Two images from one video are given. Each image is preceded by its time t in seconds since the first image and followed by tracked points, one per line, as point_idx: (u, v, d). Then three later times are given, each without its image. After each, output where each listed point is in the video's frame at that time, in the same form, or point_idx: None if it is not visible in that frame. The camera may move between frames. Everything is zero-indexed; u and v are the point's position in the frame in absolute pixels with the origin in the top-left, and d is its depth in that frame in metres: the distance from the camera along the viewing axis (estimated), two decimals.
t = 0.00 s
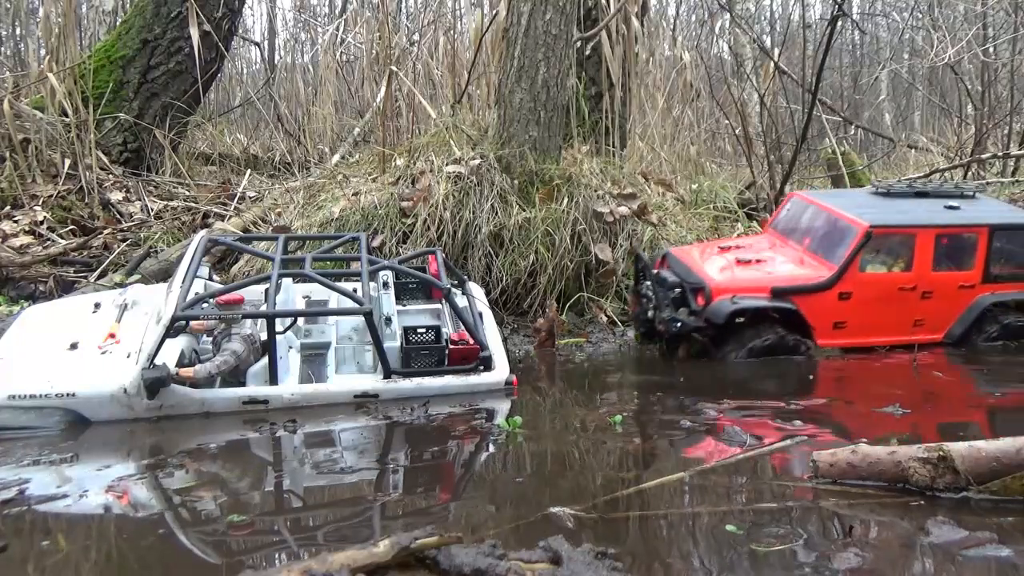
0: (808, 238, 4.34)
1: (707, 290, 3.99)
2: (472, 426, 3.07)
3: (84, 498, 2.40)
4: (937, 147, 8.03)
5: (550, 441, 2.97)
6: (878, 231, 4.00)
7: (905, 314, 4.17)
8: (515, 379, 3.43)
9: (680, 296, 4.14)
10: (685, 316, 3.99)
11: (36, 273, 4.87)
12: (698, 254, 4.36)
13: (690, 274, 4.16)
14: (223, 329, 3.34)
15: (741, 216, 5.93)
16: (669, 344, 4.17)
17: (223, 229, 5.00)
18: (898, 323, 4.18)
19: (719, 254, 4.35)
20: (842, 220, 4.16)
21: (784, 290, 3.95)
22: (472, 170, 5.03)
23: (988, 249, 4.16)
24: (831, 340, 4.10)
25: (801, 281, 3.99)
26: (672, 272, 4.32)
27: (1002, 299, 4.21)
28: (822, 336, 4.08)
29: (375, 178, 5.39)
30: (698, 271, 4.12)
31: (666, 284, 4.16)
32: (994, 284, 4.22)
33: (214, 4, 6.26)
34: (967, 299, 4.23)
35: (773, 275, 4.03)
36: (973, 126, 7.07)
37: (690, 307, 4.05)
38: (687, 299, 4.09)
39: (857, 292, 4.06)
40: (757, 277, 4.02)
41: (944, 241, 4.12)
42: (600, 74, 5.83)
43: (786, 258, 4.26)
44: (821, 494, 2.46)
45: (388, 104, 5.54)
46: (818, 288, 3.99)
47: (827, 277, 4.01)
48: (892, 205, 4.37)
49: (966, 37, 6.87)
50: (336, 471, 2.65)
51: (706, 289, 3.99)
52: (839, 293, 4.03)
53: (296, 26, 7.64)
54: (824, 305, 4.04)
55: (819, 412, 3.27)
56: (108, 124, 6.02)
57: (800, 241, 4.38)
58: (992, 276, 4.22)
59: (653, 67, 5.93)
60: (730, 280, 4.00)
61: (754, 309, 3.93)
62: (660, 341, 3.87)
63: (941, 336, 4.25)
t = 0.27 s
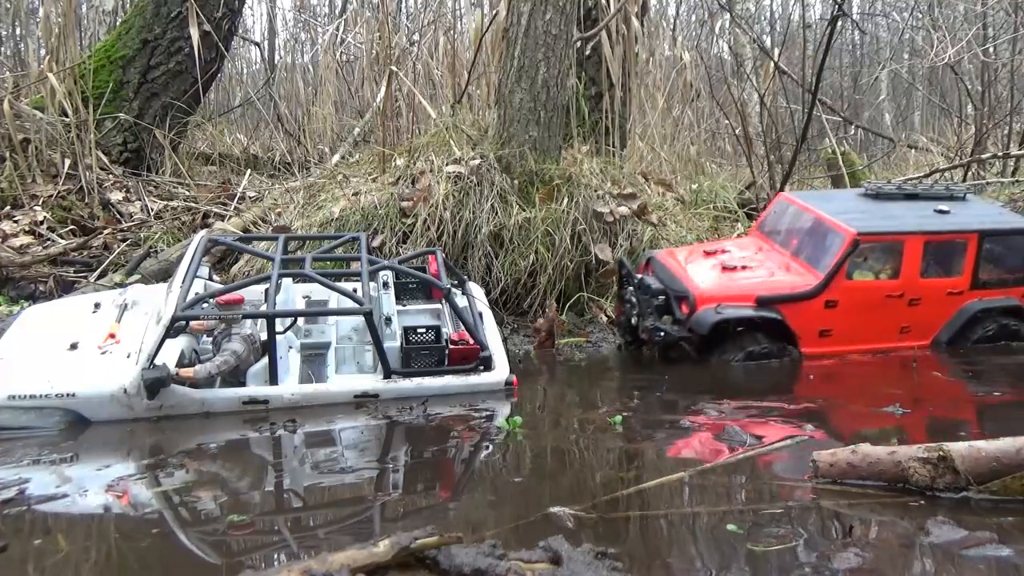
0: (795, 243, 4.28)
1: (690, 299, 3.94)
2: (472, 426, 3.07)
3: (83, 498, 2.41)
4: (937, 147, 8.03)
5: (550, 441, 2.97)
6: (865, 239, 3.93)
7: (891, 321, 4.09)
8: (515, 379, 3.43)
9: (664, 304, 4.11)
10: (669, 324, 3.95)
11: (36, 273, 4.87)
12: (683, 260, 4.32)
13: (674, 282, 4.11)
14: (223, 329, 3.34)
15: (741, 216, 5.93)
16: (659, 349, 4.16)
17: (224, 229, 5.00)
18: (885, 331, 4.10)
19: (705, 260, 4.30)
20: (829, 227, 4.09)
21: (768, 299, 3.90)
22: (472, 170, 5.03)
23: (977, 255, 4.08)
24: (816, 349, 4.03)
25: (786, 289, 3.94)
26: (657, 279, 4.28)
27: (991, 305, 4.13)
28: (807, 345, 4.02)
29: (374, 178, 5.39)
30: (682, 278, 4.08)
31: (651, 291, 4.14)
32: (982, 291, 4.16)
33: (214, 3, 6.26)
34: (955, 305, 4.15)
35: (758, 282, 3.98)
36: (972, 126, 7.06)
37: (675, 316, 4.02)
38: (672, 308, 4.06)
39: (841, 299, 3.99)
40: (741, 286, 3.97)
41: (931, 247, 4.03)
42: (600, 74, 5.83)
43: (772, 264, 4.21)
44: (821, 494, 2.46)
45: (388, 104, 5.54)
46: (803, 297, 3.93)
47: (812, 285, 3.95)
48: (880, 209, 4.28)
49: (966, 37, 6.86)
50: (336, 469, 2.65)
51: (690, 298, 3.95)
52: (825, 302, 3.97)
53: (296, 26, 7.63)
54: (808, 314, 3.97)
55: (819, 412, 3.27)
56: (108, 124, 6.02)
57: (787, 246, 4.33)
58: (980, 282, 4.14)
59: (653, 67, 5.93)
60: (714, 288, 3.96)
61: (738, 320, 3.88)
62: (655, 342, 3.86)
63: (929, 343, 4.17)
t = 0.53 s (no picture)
0: (781, 244, 4.25)
1: (676, 302, 3.90)
2: (472, 426, 3.07)
3: (83, 497, 2.41)
4: (937, 147, 8.03)
5: (549, 440, 2.96)
6: (853, 242, 3.91)
7: (879, 326, 4.09)
8: (516, 378, 3.43)
9: (648, 306, 4.06)
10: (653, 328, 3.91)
11: (36, 273, 4.87)
12: (668, 262, 4.27)
13: (659, 284, 4.07)
14: (223, 329, 3.34)
15: (741, 216, 5.93)
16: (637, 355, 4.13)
17: (224, 229, 5.00)
18: (872, 336, 4.10)
19: (690, 262, 4.27)
20: (817, 228, 4.06)
21: (754, 302, 3.88)
22: (472, 170, 5.03)
23: (966, 260, 4.06)
24: (803, 353, 4.03)
25: (772, 291, 3.92)
26: (641, 281, 4.22)
27: (977, 310, 4.15)
28: (794, 349, 4.01)
29: (375, 178, 5.38)
30: (667, 281, 4.03)
31: (635, 293, 4.08)
32: (969, 296, 4.16)
33: (214, 4, 6.26)
34: (942, 310, 4.15)
35: (744, 285, 3.96)
36: (972, 126, 7.06)
37: (660, 319, 3.97)
38: (656, 310, 4.01)
39: (829, 305, 3.97)
40: (728, 289, 3.94)
41: (920, 252, 4.01)
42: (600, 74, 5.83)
43: (757, 266, 4.18)
44: (821, 494, 2.45)
45: (388, 104, 5.54)
46: (790, 300, 3.91)
47: (800, 288, 3.92)
48: (868, 210, 4.24)
49: (966, 37, 6.86)
50: (336, 469, 2.65)
51: (675, 300, 3.90)
52: (813, 306, 3.95)
53: (296, 26, 7.62)
54: (795, 318, 3.96)
55: (819, 412, 3.27)
56: (108, 124, 6.02)
57: (772, 247, 4.29)
58: (968, 286, 4.14)
59: (653, 67, 5.92)
60: (700, 290, 3.92)
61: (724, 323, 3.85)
62: (651, 343, 3.88)
63: (915, 347, 4.19)
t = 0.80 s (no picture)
0: (765, 246, 4.26)
1: (660, 300, 3.90)
2: (471, 426, 3.07)
3: (84, 497, 2.41)
4: (938, 147, 8.02)
5: (550, 440, 2.96)
6: (838, 242, 3.92)
7: (865, 329, 4.09)
8: (516, 378, 3.43)
9: (632, 306, 4.05)
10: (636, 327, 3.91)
11: (36, 273, 4.87)
12: (652, 262, 4.26)
13: (642, 283, 4.06)
14: (223, 329, 3.34)
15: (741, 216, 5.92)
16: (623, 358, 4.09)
17: (223, 229, 5.01)
18: (858, 338, 4.09)
19: (673, 262, 4.26)
20: (801, 229, 4.08)
21: (738, 301, 3.87)
22: (472, 170, 5.03)
23: (950, 262, 4.08)
24: (788, 355, 4.02)
25: (757, 291, 3.91)
26: (625, 280, 4.21)
27: (961, 314, 4.16)
28: (778, 351, 4.01)
29: (375, 178, 5.38)
30: (652, 279, 4.02)
31: (618, 292, 4.08)
32: (954, 299, 4.17)
33: (214, 4, 6.26)
34: (927, 313, 4.16)
35: (729, 284, 3.95)
36: (972, 126, 7.06)
37: (643, 318, 3.96)
38: (640, 309, 4.00)
39: (815, 305, 3.97)
40: (711, 288, 3.93)
41: (904, 254, 4.02)
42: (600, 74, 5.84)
43: (742, 267, 4.18)
44: (821, 493, 2.45)
45: (388, 104, 5.54)
46: (774, 300, 3.90)
47: (784, 288, 3.92)
48: (853, 213, 4.25)
49: (966, 37, 6.86)
50: (336, 469, 2.65)
51: (660, 299, 3.89)
52: (797, 306, 3.94)
53: (296, 26, 7.62)
54: (780, 318, 3.95)
55: (819, 412, 3.28)
56: (108, 124, 6.02)
57: (757, 250, 4.30)
58: (952, 290, 4.15)
59: (653, 67, 5.92)
60: (684, 289, 3.92)
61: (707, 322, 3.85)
62: (646, 339, 3.88)
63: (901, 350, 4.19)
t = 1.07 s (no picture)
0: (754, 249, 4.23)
1: (647, 304, 3.88)
2: (471, 426, 3.06)
3: (84, 497, 2.41)
4: (938, 147, 8.02)
5: (549, 440, 2.96)
6: (827, 244, 3.88)
7: (854, 332, 4.06)
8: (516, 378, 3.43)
9: (618, 310, 4.04)
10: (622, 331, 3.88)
11: (36, 273, 4.87)
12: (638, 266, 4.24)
13: (629, 287, 4.05)
14: (224, 330, 3.34)
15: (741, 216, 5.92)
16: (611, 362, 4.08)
17: (223, 229, 5.00)
18: (846, 342, 4.07)
19: (661, 266, 4.25)
20: (790, 232, 4.04)
21: (726, 305, 3.85)
22: (472, 170, 5.04)
23: (937, 265, 4.07)
24: (776, 358, 4.00)
25: (745, 294, 3.88)
26: (611, 284, 4.20)
27: (949, 316, 4.14)
28: (767, 355, 3.99)
29: (375, 178, 5.38)
30: (638, 283, 4.01)
31: (605, 296, 4.07)
32: (941, 302, 4.15)
33: (214, 4, 6.26)
34: (915, 316, 4.14)
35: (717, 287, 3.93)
36: (972, 126, 7.05)
37: (629, 322, 3.95)
38: (626, 313, 3.98)
39: (803, 308, 3.94)
40: (698, 292, 3.91)
41: (892, 258, 4.00)
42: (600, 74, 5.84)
43: (730, 271, 4.16)
44: (821, 493, 2.45)
45: (388, 104, 5.54)
46: (763, 303, 3.87)
47: (772, 291, 3.89)
48: (840, 216, 4.23)
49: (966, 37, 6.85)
50: (336, 469, 2.65)
51: (646, 303, 3.88)
52: (786, 309, 3.92)
53: (296, 26, 7.62)
54: (768, 322, 3.93)
55: (820, 412, 3.29)
56: (108, 124, 6.02)
57: (745, 253, 4.27)
58: (939, 292, 4.14)
59: (653, 66, 5.92)
60: (670, 293, 3.90)
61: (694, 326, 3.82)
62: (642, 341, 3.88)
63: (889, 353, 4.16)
